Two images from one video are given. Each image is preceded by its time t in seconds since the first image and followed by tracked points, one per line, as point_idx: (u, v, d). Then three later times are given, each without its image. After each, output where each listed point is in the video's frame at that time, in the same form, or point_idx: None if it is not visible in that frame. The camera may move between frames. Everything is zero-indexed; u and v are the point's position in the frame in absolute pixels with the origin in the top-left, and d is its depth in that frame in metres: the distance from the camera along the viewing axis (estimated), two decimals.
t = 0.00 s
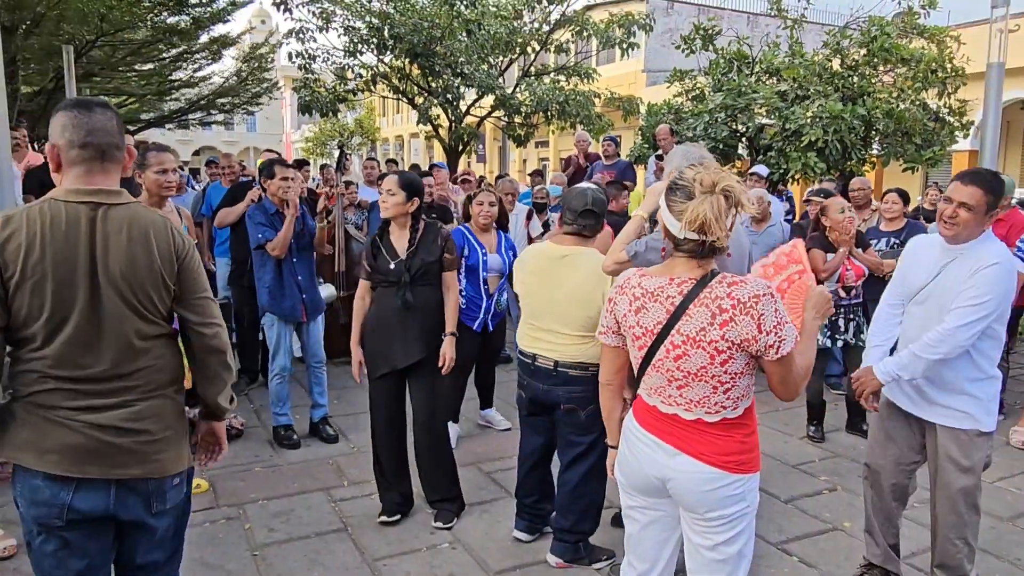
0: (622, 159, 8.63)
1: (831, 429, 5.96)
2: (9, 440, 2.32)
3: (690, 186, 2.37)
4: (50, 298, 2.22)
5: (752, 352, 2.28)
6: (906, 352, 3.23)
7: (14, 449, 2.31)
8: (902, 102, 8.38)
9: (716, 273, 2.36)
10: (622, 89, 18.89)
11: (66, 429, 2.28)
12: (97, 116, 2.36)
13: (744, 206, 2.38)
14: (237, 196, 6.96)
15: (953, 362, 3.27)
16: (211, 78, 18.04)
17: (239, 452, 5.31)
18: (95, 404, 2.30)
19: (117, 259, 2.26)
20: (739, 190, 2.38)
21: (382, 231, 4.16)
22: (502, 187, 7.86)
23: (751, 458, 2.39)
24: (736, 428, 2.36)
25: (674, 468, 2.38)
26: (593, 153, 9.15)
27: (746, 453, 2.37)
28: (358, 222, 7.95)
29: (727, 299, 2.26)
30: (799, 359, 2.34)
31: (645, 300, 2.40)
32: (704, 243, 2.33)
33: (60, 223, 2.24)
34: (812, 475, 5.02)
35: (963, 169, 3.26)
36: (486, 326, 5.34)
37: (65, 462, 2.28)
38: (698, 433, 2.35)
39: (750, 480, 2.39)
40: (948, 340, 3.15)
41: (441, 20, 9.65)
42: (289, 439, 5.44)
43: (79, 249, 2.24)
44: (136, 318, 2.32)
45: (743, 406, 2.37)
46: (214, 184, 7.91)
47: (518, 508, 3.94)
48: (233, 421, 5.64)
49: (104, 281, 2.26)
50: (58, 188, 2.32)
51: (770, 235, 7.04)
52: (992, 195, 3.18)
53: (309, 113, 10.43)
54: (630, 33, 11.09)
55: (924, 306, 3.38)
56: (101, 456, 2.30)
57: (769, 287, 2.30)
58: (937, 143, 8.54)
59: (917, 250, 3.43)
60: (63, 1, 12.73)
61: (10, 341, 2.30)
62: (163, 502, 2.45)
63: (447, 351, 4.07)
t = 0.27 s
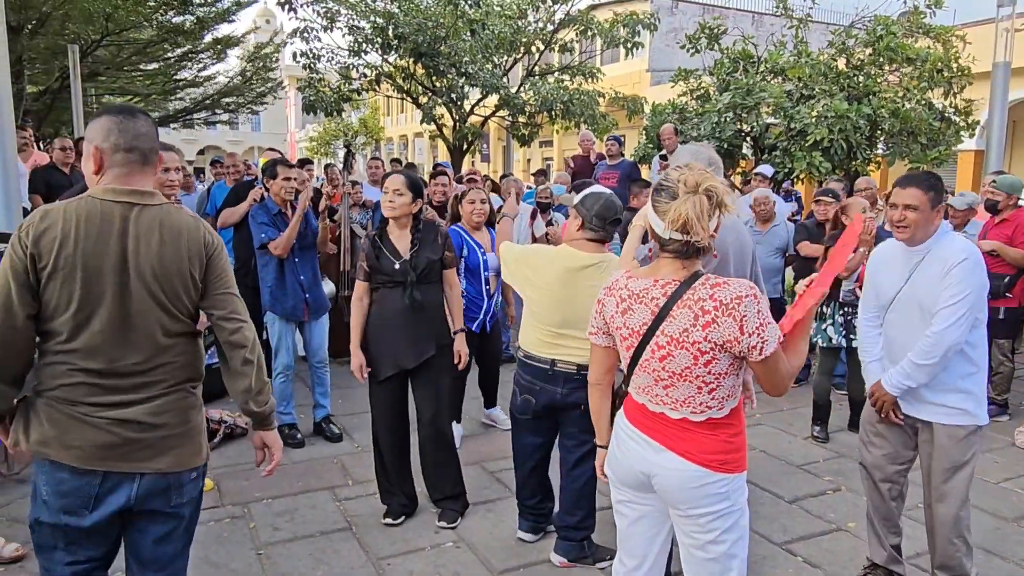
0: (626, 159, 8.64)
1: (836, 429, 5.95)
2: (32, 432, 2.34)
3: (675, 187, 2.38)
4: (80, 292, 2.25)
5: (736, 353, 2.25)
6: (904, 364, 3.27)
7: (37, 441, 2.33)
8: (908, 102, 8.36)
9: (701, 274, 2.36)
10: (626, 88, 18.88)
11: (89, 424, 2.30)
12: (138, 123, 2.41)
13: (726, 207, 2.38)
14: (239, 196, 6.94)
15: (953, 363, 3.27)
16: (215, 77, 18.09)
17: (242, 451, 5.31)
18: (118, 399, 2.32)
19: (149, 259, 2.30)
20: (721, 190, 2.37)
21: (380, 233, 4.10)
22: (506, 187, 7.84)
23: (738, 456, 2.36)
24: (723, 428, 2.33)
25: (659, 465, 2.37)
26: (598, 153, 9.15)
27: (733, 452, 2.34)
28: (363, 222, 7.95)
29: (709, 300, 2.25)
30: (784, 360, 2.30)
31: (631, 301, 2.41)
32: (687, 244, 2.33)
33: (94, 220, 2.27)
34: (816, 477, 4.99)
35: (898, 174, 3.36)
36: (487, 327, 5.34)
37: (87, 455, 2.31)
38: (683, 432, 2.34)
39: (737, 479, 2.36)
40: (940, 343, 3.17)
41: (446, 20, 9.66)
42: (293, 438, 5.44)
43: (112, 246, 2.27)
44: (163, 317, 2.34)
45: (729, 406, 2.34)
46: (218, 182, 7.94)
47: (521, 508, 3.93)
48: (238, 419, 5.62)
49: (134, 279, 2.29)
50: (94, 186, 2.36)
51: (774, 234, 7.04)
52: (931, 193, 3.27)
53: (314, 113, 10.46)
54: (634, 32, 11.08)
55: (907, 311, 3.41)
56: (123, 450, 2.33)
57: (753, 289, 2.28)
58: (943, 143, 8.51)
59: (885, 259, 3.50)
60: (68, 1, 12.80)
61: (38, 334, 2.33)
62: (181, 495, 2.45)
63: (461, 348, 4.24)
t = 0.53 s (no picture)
0: (629, 158, 8.65)
1: (840, 428, 5.94)
2: (41, 426, 2.34)
3: (660, 185, 2.36)
4: (93, 288, 2.26)
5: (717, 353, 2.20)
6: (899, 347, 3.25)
7: (46, 435, 2.33)
8: (913, 101, 8.33)
9: (691, 273, 2.33)
10: (630, 88, 18.87)
11: (98, 418, 2.30)
12: (153, 125, 2.43)
13: (710, 205, 2.32)
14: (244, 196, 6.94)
15: (941, 349, 3.29)
16: (220, 77, 18.13)
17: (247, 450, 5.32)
18: (127, 393, 2.33)
19: (164, 258, 2.32)
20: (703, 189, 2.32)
21: (384, 233, 4.09)
22: (511, 187, 7.83)
23: (729, 459, 2.32)
24: (712, 429, 2.30)
25: (650, 463, 2.36)
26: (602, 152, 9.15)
27: (723, 455, 2.31)
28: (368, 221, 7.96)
29: (689, 299, 2.22)
30: (769, 362, 2.22)
31: (622, 298, 2.42)
32: (670, 242, 2.30)
33: (109, 217, 2.28)
34: (821, 476, 4.98)
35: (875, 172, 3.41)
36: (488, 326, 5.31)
37: (96, 449, 2.31)
38: (671, 431, 2.32)
39: (727, 483, 2.32)
40: (935, 326, 3.16)
41: (450, 19, 9.68)
42: (298, 437, 5.44)
43: (126, 243, 2.28)
44: (173, 314, 2.36)
45: (715, 408, 2.29)
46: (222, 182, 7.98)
47: (525, 508, 3.93)
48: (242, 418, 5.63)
49: (147, 276, 2.30)
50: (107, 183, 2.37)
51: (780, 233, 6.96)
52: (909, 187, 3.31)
53: (318, 112, 10.48)
54: (638, 31, 11.06)
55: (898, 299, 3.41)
56: (133, 445, 2.33)
57: (737, 290, 2.20)
58: (948, 142, 8.48)
59: (876, 249, 3.51)
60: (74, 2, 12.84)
61: (48, 327, 2.33)
62: (187, 490, 2.46)
63: (464, 345, 4.42)
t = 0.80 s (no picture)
0: (635, 156, 8.63)
1: (847, 428, 5.92)
2: (36, 422, 2.35)
3: (656, 184, 2.35)
4: (84, 288, 2.27)
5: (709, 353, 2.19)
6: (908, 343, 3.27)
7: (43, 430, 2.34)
8: (921, 99, 8.29)
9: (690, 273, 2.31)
10: (636, 86, 18.84)
11: (94, 414, 2.32)
12: (128, 123, 2.41)
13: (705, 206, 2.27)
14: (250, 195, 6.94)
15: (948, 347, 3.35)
16: (226, 76, 18.16)
17: (253, 448, 5.34)
18: (123, 390, 2.34)
19: (150, 257, 2.33)
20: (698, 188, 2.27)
21: (390, 233, 4.06)
22: (517, 185, 7.83)
23: (733, 459, 2.31)
24: (712, 430, 2.28)
25: (653, 464, 2.36)
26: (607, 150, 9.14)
27: (726, 456, 2.29)
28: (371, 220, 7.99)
29: (682, 298, 2.22)
30: (766, 364, 2.18)
31: (621, 296, 2.44)
32: (666, 242, 2.29)
33: (94, 218, 2.28)
34: (828, 476, 4.96)
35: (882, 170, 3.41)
36: (500, 325, 5.32)
37: (92, 444, 2.32)
38: (671, 430, 2.32)
39: (732, 483, 2.31)
40: (946, 323, 3.19)
41: (455, 18, 9.67)
42: (303, 435, 5.44)
43: (114, 243, 2.29)
44: (165, 312, 2.38)
45: (712, 408, 2.28)
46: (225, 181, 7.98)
47: (530, 507, 3.93)
48: (248, 417, 5.64)
49: (138, 276, 2.32)
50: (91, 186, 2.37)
51: (786, 232, 6.93)
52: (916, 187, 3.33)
53: (323, 111, 10.50)
54: (644, 30, 11.04)
55: (906, 295, 3.41)
56: (129, 440, 2.35)
57: (731, 289, 2.18)
58: (956, 139, 8.44)
59: (880, 248, 3.52)
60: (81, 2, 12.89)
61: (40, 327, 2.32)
62: (183, 483, 2.47)
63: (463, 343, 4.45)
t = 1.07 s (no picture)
0: (641, 155, 8.62)
1: (854, 427, 5.90)
2: (20, 414, 2.40)
3: (662, 182, 2.35)
4: (55, 281, 2.27)
5: (724, 349, 2.17)
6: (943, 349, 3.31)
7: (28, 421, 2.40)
8: (930, 96, 8.25)
9: (703, 269, 2.30)
10: (643, 84, 18.81)
11: (75, 407, 2.34)
12: (79, 115, 2.39)
13: (712, 205, 2.25)
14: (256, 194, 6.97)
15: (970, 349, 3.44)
16: (233, 76, 18.21)
17: (260, 447, 5.36)
18: (102, 382, 2.36)
19: (117, 246, 2.31)
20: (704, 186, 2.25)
21: (396, 232, 4.07)
22: (523, 184, 7.82)
23: (752, 460, 2.29)
24: (729, 430, 2.27)
25: (667, 465, 2.35)
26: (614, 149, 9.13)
27: (744, 456, 2.28)
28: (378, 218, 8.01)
29: (694, 294, 2.21)
30: (784, 360, 2.17)
31: (633, 294, 2.43)
32: (672, 240, 2.29)
33: (58, 213, 2.29)
34: (835, 476, 4.94)
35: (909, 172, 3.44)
36: (518, 323, 5.32)
37: (73, 437, 2.35)
38: (686, 431, 2.31)
39: (751, 484, 2.30)
40: (979, 330, 3.25)
41: (462, 17, 9.68)
42: (310, 434, 5.45)
43: (83, 234, 2.29)
44: (141, 300, 2.37)
45: (728, 407, 2.26)
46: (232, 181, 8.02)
47: (535, 507, 3.93)
48: (254, 416, 5.66)
49: (109, 266, 2.31)
50: (57, 181, 2.38)
51: (794, 230, 6.90)
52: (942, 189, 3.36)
53: (330, 110, 10.52)
54: (652, 28, 11.01)
55: (928, 295, 3.44)
56: (109, 434, 2.36)
57: (746, 284, 2.17)
58: (966, 137, 8.38)
59: (900, 247, 3.53)
60: (90, 2, 12.96)
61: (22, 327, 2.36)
62: (166, 476, 2.48)
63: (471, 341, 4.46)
